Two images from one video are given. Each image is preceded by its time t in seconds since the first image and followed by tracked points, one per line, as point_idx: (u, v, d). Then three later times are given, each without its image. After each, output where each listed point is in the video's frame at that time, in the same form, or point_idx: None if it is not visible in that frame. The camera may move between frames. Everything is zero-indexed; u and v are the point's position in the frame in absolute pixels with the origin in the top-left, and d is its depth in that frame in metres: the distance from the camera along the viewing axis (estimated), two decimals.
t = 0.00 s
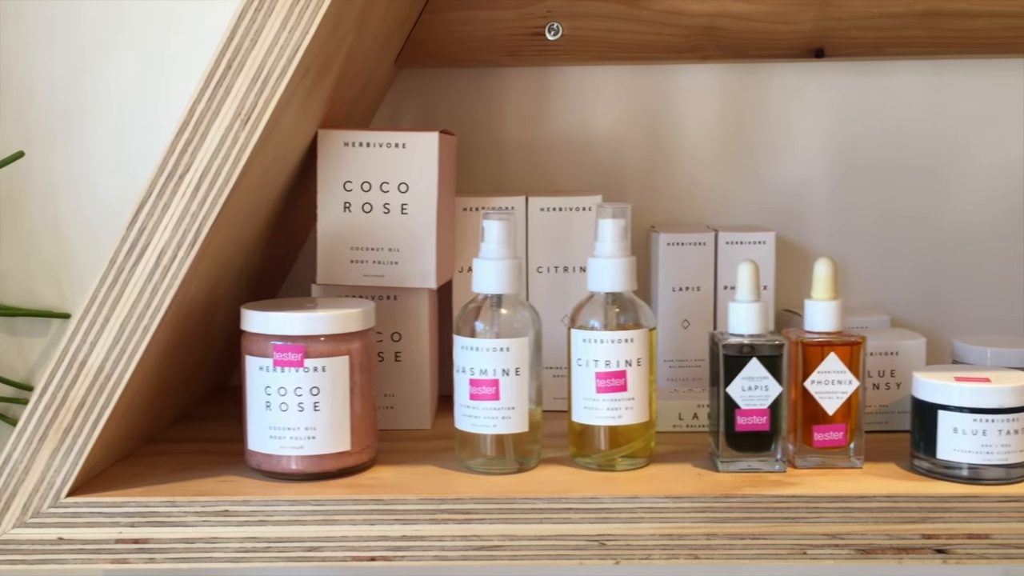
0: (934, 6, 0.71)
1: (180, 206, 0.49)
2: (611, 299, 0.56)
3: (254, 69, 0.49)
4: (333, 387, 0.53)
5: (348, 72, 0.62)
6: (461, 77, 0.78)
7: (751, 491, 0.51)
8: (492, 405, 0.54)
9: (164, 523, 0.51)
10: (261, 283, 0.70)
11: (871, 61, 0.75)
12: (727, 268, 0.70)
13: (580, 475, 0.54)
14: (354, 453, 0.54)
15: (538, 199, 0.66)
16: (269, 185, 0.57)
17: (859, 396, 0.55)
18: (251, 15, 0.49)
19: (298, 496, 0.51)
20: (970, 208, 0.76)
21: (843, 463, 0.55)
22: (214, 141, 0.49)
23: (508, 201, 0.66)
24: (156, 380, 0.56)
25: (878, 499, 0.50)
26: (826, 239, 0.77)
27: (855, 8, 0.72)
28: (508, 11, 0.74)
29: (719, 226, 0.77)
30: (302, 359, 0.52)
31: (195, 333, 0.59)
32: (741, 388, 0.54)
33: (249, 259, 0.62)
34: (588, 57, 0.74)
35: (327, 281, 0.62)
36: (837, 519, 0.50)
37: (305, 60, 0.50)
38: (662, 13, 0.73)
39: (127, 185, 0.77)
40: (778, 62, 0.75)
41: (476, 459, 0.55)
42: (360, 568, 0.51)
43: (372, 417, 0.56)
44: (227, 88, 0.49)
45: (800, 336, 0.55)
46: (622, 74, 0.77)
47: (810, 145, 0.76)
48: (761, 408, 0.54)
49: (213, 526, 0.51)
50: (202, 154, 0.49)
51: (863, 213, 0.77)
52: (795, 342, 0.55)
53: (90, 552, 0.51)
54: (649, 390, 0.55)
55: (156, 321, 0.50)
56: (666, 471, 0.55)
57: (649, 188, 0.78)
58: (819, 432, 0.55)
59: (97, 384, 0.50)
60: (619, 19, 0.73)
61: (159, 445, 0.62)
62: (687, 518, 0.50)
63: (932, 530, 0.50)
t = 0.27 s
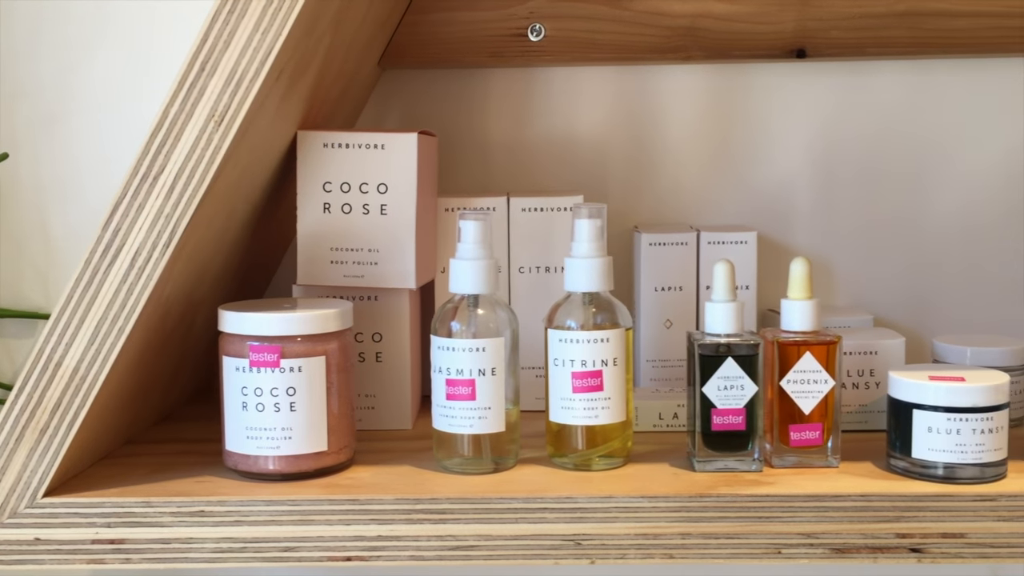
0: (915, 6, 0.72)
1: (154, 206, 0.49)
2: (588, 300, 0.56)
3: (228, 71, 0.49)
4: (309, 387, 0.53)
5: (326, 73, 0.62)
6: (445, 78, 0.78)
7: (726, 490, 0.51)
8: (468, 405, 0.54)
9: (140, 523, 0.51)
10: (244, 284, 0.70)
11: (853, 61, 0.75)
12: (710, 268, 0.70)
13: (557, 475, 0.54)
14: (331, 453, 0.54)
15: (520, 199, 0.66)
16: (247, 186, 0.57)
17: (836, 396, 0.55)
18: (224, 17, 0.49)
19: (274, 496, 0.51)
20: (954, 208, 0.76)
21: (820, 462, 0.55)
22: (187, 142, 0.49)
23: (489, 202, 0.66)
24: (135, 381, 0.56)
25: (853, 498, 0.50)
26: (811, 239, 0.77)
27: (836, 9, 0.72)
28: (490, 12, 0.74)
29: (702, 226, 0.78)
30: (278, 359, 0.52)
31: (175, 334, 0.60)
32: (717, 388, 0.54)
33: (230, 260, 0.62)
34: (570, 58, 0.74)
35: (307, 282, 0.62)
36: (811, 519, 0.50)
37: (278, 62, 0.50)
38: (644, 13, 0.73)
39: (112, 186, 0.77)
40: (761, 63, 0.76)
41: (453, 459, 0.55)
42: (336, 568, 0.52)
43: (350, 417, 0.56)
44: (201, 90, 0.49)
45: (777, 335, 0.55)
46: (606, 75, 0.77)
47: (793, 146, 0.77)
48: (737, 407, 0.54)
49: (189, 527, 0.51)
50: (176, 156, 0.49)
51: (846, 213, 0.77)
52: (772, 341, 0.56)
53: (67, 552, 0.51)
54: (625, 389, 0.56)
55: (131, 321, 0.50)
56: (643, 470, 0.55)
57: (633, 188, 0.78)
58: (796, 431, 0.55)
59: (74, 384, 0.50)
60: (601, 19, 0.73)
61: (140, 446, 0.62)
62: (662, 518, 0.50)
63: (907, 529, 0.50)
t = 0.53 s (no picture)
0: (898, 6, 0.72)
1: (130, 207, 0.49)
2: (565, 299, 0.56)
3: (204, 72, 0.49)
4: (287, 387, 0.53)
5: (307, 74, 0.62)
6: (429, 78, 0.78)
7: (703, 490, 0.51)
8: (446, 405, 0.54)
9: (117, 523, 0.51)
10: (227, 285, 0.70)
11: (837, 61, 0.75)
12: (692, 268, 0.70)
13: (535, 475, 0.54)
14: (309, 453, 0.54)
15: (502, 200, 0.66)
16: (227, 186, 0.57)
17: (813, 395, 0.55)
18: (200, 18, 0.49)
19: (250, 496, 0.51)
20: (937, 209, 0.76)
21: (797, 462, 0.55)
22: (163, 143, 0.49)
23: (471, 202, 0.66)
24: (114, 381, 0.56)
25: (829, 498, 0.50)
26: (795, 239, 0.77)
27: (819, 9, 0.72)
28: (474, 12, 0.74)
29: (685, 226, 0.78)
30: (255, 359, 0.52)
31: (155, 335, 0.60)
32: (694, 388, 0.54)
33: (211, 261, 0.62)
34: (554, 58, 0.74)
35: (287, 282, 0.62)
36: (787, 519, 0.50)
37: (255, 63, 0.50)
38: (627, 14, 0.73)
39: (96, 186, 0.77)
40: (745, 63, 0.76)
41: (431, 459, 0.55)
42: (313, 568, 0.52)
43: (328, 418, 0.56)
44: (177, 90, 0.49)
45: (755, 335, 0.56)
46: (590, 76, 0.77)
47: (777, 146, 0.77)
48: (714, 407, 0.54)
49: (165, 527, 0.51)
50: (152, 156, 0.49)
51: (830, 213, 0.77)
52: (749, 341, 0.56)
53: (43, 552, 0.51)
54: (603, 389, 0.56)
55: (107, 322, 0.50)
56: (621, 470, 0.55)
57: (618, 189, 0.78)
58: (773, 431, 0.55)
59: (50, 385, 0.50)
60: (584, 20, 0.73)
61: (120, 446, 0.62)
62: (638, 518, 0.50)
63: (883, 529, 0.50)
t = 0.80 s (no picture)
0: (881, 6, 0.72)
1: (105, 207, 0.49)
2: (543, 299, 0.56)
3: (179, 72, 0.48)
4: (263, 387, 0.53)
5: (287, 74, 0.62)
6: (412, 79, 0.78)
7: (679, 490, 0.51)
8: (423, 405, 0.54)
9: (92, 524, 0.51)
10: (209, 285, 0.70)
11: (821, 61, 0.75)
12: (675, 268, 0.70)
13: (512, 475, 0.54)
14: (286, 454, 0.54)
15: (483, 200, 0.66)
16: (205, 187, 0.57)
17: (791, 395, 0.55)
18: (175, 18, 0.48)
19: (226, 497, 0.51)
20: (921, 210, 0.76)
21: (774, 462, 0.55)
22: (138, 143, 0.49)
23: (453, 202, 0.66)
24: (90, 381, 0.56)
25: (804, 498, 0.50)
26: (779, 239, 0.77)
27: (802, 9, 0.72)
28: (457, 13, 0.74)
29: (669, 226, 0.78)
30: (231, 360, 0.52)
31: (133, 335, 0.59)
32: (671, 388, 0.54)
33: (190, 261, 0.62)
34: (537, 58, 0.74)
35: (267, 283, 0.62)
36: (763, 519, 0.50)
37: (231, 64, 0.50)
38: (610, 14, 0.73)
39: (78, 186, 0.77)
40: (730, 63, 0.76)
41: (408, 460, 0.55)
42: (289, 568, 0.52)
43: (306, 418, 0.56)
44: (152, 90, 0.48)
45: (732, 334, 0.55)
46: (574, 76, 0.77)
47: (762, 146, 0.77)
48: (691, 407, 0.54)
49: (141, 527, 0.51)
50: (127, 156, 0.49)
51: (814, 213, 0.77)
52: (727, 341, 0.55)
53: (19, 552, 0.51)
54: (581, 389, 0.55)
55: (82, 322, 0.50)
56: (598, 471, 0.54)
57: (602, 189, 0.78)
58: (751, 431, 0.55)
59: (25, 385, 0.50)
60: (567, 20, 0.73)
61: (100, 446, 0.62)
62: (613, 518, 0.50)
63: (859, 529, 0.50)
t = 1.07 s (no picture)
0: (862, 5, 0.71)
1: (76, 206, 0.49)
2: (518, 299, 0.56)
3: (149, 72, 0.48)
4: (236, 387, 0.53)
5: (263, 73, 0.61)
6: (394, 79, 0.78)
7: (651, 490, 0.51)
8: (397, 405, 0.54)
9: (64, 524, 0.51)
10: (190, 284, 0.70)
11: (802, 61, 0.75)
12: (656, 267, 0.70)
13: (487, 476, 0.54)
14: (260, 453, 0.54)
15: (463, 200, 0.65)
16: (180, 186, 0.56)
17: (766, 394, 0.55)
18: (145, 17, 0.48)
19: (198, 497, 0.51)
20: (903, 210, 0.76)
21: (749, 461, 0.55)
22: (108, 143, 0.48)
23: (434, 202, 0.65)
24: (65, 380, 0.56)
25: (777, 497, 0.50)
26: (761, 239, 0.77)
27: (783, 8, 0.72)
28: (438, 12, 0.74)
29: (652, 225, 0.78)
30: (204, 359, 0.52)
31: (109, 335, 0.59)
32: (645, 387, 0.54)
33: (167, 261, 0.62)
34: (518, 58, 0.74)
35: (244, 283, 0.62)
36: (736, 518, 0.50)
37: (202, 63, 0.50)
38: (591, 14, 0.73)
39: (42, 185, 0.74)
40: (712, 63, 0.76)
41: (383, 459, 0.55)
42: (262, 568, 0.52)
43: (280, 418, 0.56)
44: (122, 89, 0.48)
45: (707, 333, 0.55)
46: (556, 76, 0.77)
47: (743, 146, 0.77)
48: (666, 407, 0.54)
49: (113, 527, 0.51)
50: (97, 156, 0.48)
51: (796, 213, 0.77)
52: (702, 340, 0.55)
53: None
54: (556, 388, 0.55)
55: (53, 322, 0.50)
56: (573, 470, 0.54)
57: (585, 189, 0.78)
58: (726, 430, 0.55)
59: None
60: (548, 20, 0.73)
61: (77, 446, 0.62)
62: (586, 518, 0.50)
63: (831, 529, 0.50)
